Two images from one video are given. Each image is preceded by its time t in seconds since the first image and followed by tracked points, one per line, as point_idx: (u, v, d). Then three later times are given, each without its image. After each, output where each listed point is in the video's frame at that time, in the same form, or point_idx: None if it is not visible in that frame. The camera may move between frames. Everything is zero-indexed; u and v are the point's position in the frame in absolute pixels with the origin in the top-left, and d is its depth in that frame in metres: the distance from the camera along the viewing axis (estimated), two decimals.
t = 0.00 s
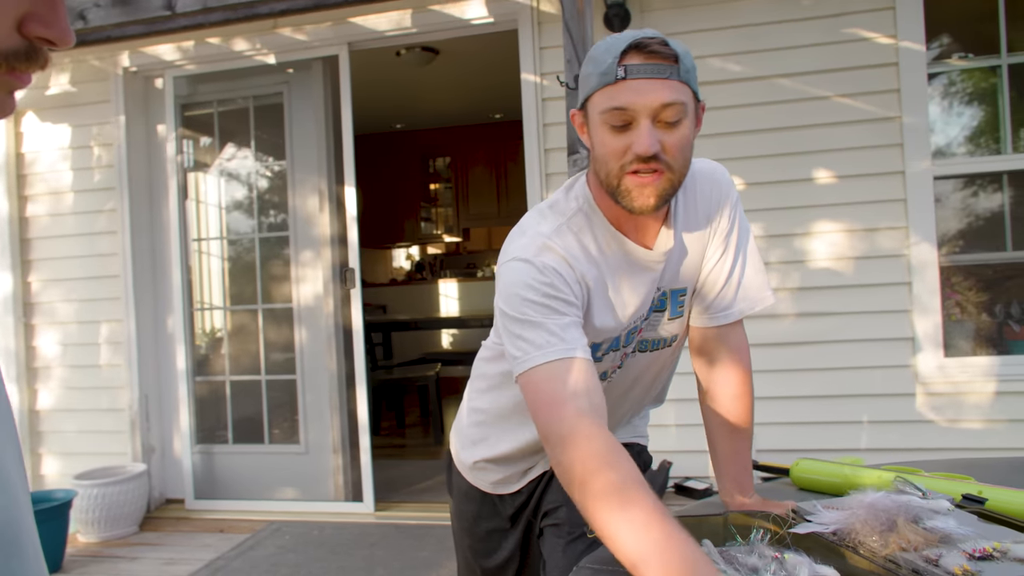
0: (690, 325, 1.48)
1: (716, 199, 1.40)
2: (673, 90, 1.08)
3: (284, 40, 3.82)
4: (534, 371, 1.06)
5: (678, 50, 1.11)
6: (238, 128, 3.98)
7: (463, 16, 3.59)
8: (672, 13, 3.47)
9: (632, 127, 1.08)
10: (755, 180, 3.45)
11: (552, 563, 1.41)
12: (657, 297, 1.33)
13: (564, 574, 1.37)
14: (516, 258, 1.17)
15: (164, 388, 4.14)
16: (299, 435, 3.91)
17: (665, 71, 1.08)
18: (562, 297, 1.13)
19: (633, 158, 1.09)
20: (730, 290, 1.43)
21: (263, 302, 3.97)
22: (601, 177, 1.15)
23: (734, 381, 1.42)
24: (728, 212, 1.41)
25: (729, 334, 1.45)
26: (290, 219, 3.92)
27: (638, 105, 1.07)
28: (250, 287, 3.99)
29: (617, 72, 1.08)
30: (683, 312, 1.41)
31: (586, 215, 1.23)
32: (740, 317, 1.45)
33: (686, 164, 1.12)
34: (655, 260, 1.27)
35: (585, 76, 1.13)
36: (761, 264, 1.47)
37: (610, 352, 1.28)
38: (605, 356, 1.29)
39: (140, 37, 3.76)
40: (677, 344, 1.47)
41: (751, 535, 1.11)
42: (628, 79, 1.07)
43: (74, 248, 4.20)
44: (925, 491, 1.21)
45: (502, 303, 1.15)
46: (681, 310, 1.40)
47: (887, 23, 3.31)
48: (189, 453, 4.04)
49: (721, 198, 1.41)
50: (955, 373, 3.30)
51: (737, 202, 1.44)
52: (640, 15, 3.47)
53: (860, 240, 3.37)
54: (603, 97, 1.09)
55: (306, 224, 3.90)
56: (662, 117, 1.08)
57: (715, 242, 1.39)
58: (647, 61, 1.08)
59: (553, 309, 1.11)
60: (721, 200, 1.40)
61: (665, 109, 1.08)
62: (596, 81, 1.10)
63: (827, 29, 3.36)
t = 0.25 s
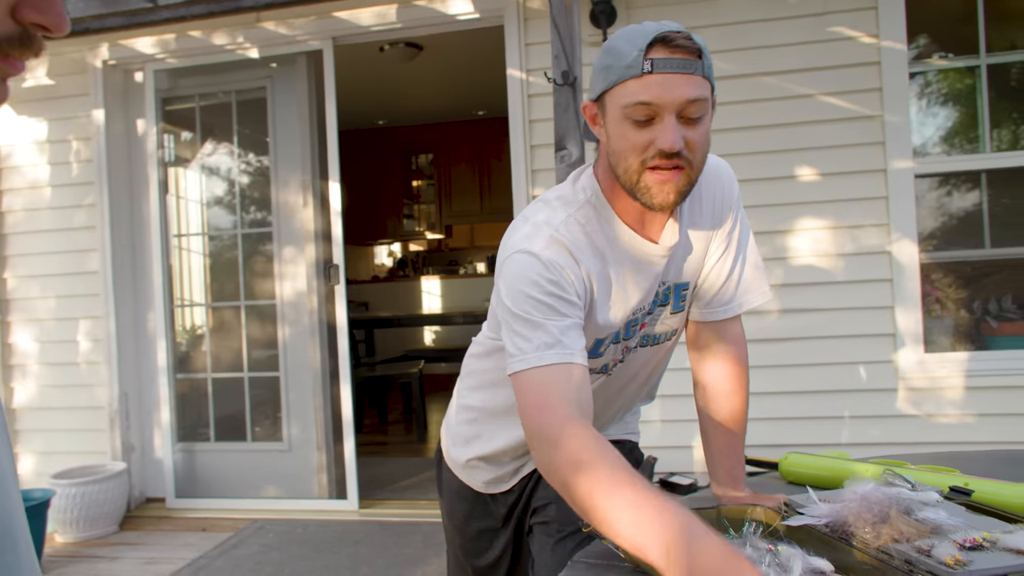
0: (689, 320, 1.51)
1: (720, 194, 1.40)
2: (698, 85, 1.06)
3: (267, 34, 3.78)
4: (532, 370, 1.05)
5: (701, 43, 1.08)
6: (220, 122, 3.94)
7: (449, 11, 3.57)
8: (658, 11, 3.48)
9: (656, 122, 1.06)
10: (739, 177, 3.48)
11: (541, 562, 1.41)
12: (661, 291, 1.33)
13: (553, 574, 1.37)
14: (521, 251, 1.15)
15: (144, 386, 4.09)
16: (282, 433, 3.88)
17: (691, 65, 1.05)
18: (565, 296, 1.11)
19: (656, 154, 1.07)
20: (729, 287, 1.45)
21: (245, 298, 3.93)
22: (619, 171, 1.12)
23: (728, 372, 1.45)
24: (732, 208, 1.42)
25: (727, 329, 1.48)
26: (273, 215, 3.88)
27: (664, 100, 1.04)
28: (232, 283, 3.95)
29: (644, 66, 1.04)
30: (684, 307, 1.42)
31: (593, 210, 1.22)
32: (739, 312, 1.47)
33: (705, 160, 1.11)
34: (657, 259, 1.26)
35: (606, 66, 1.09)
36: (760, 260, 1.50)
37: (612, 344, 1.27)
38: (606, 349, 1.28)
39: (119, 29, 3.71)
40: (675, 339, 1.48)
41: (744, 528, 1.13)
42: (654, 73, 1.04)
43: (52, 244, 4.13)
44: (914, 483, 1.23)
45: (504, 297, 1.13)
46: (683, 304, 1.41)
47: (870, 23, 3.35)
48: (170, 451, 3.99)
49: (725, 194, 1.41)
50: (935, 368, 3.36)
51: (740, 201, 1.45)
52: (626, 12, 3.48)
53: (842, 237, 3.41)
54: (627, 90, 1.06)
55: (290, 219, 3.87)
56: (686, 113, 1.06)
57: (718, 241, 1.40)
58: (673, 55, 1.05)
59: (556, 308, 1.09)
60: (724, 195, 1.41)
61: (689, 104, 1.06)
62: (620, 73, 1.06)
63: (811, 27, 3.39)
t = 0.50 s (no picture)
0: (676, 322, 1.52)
1: (709, 197, 1.42)
2: (698, 92, 1.06)
3: (245, 30, 3.74)
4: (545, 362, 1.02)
5: (702, 49, 1.08)
6: (197, 119, 3.89)
7: (431, 10, 3.56)
8: (639, 13, 3.50)
9: (655, 126, 1.06)
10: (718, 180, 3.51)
11: (525, 563, 1.43)
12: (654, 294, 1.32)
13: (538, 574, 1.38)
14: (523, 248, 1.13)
15: (116, 386, 4.02)
16: (259, 433, 3.84)
17: (692, 72, 1.05)
18: (574, 287, 1.10)
19: (653, 158, 1.07)
20: (717, 290, 1.46)
21: (221, 297, 3.88)
22: (615, 173, 1.13)
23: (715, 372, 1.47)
24: (721, 212, 1.43)
25: (714, 332, 1.49)
26: (250, 213, 3.84)
27: (666, 106, 1.04)
28: (208, 282, 3.89)
29: (645, 70, 1.04)
30: (673, 309, 1.42)
31: (590, 208, 1.22)
32: (724, 315, 1.48)
33: (700, 166, 1.12)
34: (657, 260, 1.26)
35: (606, 68, 1.08)
36: (745, 263, 1.51)
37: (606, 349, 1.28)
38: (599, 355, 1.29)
39: (94, 22, 3.64)
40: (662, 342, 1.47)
41: (727, 527, 1.15)
42: (656, 78, 1.04)
43: (21, 240, 4.04)
44: (893, 483, 1.24)
45: (510, 291, 1.10)
46: (671, 307, 1.40)
47: (846, 28, 3.40)
48: (143, 452, 3.93)
49: (713, 197, 1.43)
50: (907, 369, 3.42)
51: (727, 205, 1.46)
52: (608, 14, 3.49)
53: (818, 240, 3.46)
54: (628, 93, 1.05)
55: (267, 217, 3.83)
56: (685, 120, 1.06)
57: (708, 245, 1.41)
58: (674, 61, 1.05)
59: (566, 297, 1.07)
60: (713, 198, 1.43)
61: (689, 111, 1.06)
62: (621, 76, 1.06)
63: (789, 32, 3.44)
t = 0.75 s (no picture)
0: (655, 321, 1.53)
1: (689, 195, 1.42)
2: (688, 100, 1.07)
3: (220, 25, 3.69)
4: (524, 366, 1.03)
5: (694, 59, 1.09)
6: (169, 114, 3.83)
7: (408, 8, 3.54)
8: (616, 15, 3.52)
9: (645, 131, 1.06)
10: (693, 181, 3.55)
11: (501, 563, 1.42)
12: (633, 294, 1.32)
13: None
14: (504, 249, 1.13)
15: (83, 386, 3.94)
16: (230, 433, 3.79)
17: (683, 80, 1.06)
18: (556, 293, 1.10)
19: (641, 163, 1.08)
20: (695, 290, 1.48)
21: (193, 295, 3.82)
22: (602, 175, 1.13)
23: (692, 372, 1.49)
24: (700, 211, 1.44)
25: (690, 331, 1.50)
26: (223, 210, 3.79)
27: (657, 111, 1.05)
28: (179, 279, 3.83)
29: (638, 75, 1.05)
30: (653, 308, 1.42)
31: (575, 211, 1.21)
32: (700, 315, 1.50)
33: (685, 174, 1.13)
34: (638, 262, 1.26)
35: (598, 69, 1.09)
36: (722, 262, 1.52)
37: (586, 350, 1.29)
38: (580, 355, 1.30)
39: (62, 14, 3.57)
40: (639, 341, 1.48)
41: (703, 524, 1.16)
42: (648, 84, 1.05)
43: None
44: (864, 480, 1.27)
45: (490, 293, 1.10)
46: (651, 306, 1.40)
47: (819, 34, 3.46)
48: (111, 453, 3.85)
49: (693, 196, 1.44)
50: (875, 369, 3.48)
51: (706, 205, 1.47)
52: (585, 15, 3.51)
53: (791, 242, 3.51)
54: (620, 97, 1.06)
55: (241, 214, 3.78)
56: (674, 127, 1.07)
57: (686, 245, 1.42)
58: (667, 67, 1.06)
59: (547, 304, 1.08)
60: (692, 197, 1.43)
61: (678, 119, 1.07)
62: (614, 80, 1.06)
63: (764, 37, 3.48)
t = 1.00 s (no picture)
0: (631, 316, 1.53)
1: (664, 191, 1.44)
2: (661, 88, 1.07)
3: (195, 15, 3.64)
4: (492, 361, 1.03)
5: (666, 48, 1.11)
6: (144, 105, 3.77)
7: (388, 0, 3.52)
8: (596, 10, 3.53)
9: (619, 120, 1.07)
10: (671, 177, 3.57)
11: (480, 556, 1.42)
12: (608, 287, 1.33)
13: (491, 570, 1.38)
14: (475, 244, 1.13)
15: (55, 380, 3.87)
16: (206, 428, 3.75)
17: (656, 69, 1.07)
18: (525, 288, 1.10)
19: (617, 152, 1.07)
20: (669, 284, 1.49)
21: (168, 289, 3.77)
22: (578, 166, 1.12)
23: (668, 363, 1.49)
24: (675, 206, 1.46)
25: (666, 324, 1.52)
26: (199, 202, 3.74)
27: (630, 99, 1.06)
28: (154, 273, 3.78)
29: (612, 63, 1.06)
30: (627, 302, 1.43)
31: (548, 204, 1.22)
32: (676, 309, 1.51)
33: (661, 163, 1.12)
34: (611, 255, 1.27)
35: (572, 60, 1.09)
36: (697, 258, 1.53)
37: (563, 342, 1.30)
38: (557, 346, 1.30)
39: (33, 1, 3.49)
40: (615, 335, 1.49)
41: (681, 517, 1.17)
42: (622, 72, 1.06)
43: None
44: (839, 471, 1.29)
45: (460, 287, 1.10)
46: (625, 300, 1.41)
47: (796, 32, 3.50)
48: (84, 448, 3.79)
49: (668, 191, 1.45)
50: (849, 364, 3.54)
51: (680, 199, 1.48)
52: (565, 10, 3.51)
53: (767, 238, 3.55)
54: (594, 86, 1.07)
55: (217, 207, 3.74)
56: (648, 115, 1.07)
57: (660, 239, 1.43)
58: (640, 56, 1.07)
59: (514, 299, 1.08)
60: (668, 192, 1.45)
61: (652, 107, 1.07)
62: (588, 69, 1.07)
63: (742, 35, 3.52)
